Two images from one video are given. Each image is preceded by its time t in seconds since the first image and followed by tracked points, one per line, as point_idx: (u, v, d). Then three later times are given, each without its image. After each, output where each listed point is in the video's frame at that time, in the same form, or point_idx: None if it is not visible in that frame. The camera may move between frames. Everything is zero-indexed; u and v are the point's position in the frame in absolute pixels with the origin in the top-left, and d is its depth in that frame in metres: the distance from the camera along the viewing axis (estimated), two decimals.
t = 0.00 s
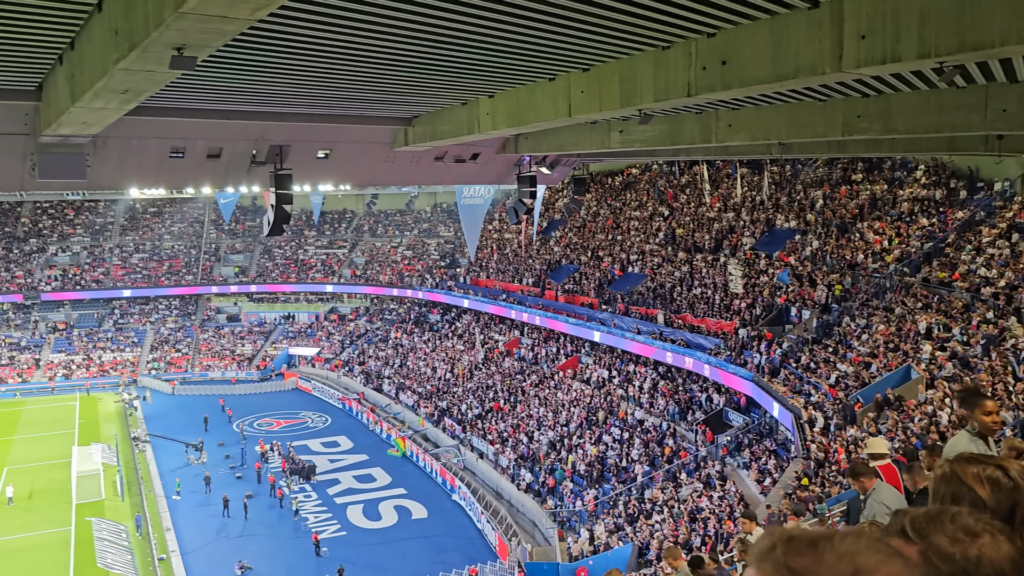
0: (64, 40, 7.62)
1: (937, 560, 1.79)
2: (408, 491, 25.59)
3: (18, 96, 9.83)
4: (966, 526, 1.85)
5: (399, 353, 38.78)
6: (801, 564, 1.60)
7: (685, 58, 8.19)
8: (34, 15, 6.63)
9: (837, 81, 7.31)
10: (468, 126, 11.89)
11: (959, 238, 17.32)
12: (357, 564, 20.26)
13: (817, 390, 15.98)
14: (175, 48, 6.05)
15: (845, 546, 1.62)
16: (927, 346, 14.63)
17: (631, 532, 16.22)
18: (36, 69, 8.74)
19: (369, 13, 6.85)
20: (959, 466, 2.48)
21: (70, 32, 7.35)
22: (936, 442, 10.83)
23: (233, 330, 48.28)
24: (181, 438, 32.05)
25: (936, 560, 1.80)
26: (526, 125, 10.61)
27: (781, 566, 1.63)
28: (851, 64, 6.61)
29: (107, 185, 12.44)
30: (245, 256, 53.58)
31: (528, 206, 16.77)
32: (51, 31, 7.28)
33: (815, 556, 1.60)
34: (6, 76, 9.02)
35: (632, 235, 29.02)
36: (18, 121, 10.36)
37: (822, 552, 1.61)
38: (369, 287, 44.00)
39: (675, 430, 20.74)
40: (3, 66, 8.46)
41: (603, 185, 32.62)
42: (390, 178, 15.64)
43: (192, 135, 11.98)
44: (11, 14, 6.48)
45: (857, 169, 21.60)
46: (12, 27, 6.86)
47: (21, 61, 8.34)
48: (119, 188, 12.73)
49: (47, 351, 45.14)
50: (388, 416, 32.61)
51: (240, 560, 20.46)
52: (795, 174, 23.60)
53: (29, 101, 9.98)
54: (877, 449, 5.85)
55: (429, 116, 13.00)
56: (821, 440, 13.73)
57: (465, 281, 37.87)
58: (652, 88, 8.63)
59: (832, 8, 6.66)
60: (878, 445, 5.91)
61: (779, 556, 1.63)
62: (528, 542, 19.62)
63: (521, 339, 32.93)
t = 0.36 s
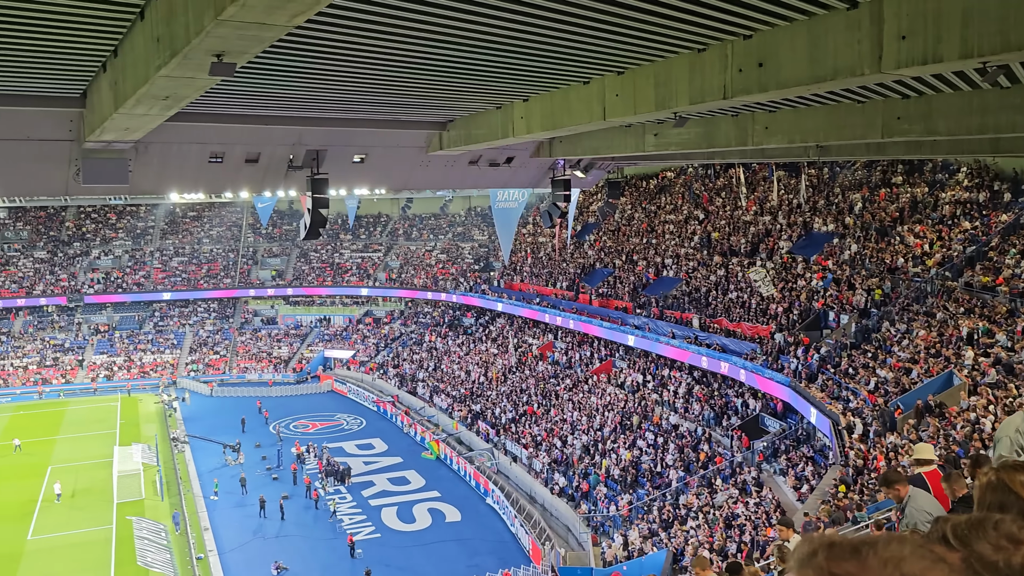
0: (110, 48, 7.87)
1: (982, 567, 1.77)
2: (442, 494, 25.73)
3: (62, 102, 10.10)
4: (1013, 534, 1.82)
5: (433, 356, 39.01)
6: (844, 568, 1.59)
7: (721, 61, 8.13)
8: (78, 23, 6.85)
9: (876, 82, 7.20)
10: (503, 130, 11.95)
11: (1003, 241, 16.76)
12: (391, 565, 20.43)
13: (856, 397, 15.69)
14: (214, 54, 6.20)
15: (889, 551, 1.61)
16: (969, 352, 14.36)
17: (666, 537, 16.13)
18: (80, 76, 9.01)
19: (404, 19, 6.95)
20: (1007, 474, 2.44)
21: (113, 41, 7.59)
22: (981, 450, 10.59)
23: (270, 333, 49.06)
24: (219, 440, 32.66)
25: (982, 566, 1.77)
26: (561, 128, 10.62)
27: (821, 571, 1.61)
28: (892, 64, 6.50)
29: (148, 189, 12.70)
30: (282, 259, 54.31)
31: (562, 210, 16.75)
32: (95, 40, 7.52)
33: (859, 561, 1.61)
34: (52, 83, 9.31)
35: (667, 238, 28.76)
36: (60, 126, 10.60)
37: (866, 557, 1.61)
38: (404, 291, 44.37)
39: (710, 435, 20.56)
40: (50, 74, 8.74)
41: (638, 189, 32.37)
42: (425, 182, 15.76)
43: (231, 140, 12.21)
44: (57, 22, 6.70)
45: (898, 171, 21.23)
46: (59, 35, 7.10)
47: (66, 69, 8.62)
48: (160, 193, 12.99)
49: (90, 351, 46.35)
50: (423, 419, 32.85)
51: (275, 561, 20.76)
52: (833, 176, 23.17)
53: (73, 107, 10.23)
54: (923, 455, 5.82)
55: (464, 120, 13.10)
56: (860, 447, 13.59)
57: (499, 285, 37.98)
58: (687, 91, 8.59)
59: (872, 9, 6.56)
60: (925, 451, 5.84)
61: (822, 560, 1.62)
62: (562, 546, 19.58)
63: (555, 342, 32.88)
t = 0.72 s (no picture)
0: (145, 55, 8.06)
1: None
2: (470, 497, 25.81)
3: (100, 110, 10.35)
4: None
5: (462, 360, 39.14)
6: (882, 572, 1.60)
7: (751, 64, 8.07)
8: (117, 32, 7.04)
9: (910, 85, 7.11)
10: (532, 135, 11.99)
11: None
12: (420, 569, 20.55)
13: (891, 404, 15.54)
14: (248, 60, 6.33)
15: (929, 556, 1.62)
16: (1007, 358, 14.10)
17: (695, 544, 16.02)
18: (117, 83, 9.24)
19: (434, 24, 7.02)
20: None
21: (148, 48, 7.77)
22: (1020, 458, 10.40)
23: (301, 336, 49.66)
24: (250, 442, 33.13)
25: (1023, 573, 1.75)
26: (590, 133, 10.62)
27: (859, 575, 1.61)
28: (926, 67, 6.42)
29: (182, 195, 12.99)
30: (312, 263, 54.88)
31: (592, 214, 16.71)
32: (131, 48, 7.71)
33: (898, 565, 1.62)
34: (92, 91, 9.57)
35: (697, 243, 28.49)
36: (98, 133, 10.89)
37: (906, 561, 1.62)
38: (433, 294, 44.61)
39: (741, 442, 20.36)
40: (90, 82, 8.99)
41: (668, 193, 32.12)
42: (454, 186, 15.87)
43: (262, 145, 12.43)
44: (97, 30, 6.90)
45: (932, 175, 21.03)
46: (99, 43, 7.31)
47: (104, 77, 8.85)
48: (193, 197, 13.29)
49: (125, 354, 47.12)
50: (451, 423, 33.03)
51: (305, 563, 20.98)
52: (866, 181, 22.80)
53: (110, 114, 10.46)
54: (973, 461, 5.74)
55: (493, 125, 13.17)
56: (894, 454, 13.45)
57: (528, 289, 38.01)
58: (717, 95, 8.54)
59: (906, 10, 6.49)
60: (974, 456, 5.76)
61: (859, 564, 1.62)
62: (591, 551, 19.49)
63: (584, 346, 32.79)
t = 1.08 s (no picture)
0: (137, 58, 7.98)
1: None
2: (491, 500, 25.86)
3: (94, 113, 10.31)
4: None
5: (483, 363, 39.21)
6: None
7: (775, 67, 8.03)
8: (98, 35, 6.95)
9: (936, 88, 7.05)
10: (554, 138, 12.00)
11: None
12: (442, 571, 20.62)
13: (915, 410, 15.45)
14: (273, 65, 6.43)
15: (954, 566, 1.62)
16: None
17: (716, 549, 15.98)
18: (118, 87, 9.24)
19: (455, 28, 7.08)
20: None
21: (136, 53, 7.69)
22: None
23: (323, 338, 50.11)
24: (273, 443, 33.46)
25: None
26: (613, 136, 10.62)
27: None
28: (953, 70, 6.38)
29: (208, 197, 13.17)
30: (335, 266, 55.29)
31: (613, 217, 16.67)
32: (119, 53, 7.62)
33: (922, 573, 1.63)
34: (110, 95, 9.68)
35: (719, 247, 28.30)
36: (96, 138, 10.93)
37: (930, 570, 1.63)
38: (455, 297, 44.76)
39: (763, 447, 20.20)
40: (93, 86, 9.01)
41: (690, 197, 31.95)
42: (476, 190, 15.94)
43: (286, 149, 12.62)
44: (79, 32, 6.84)
45: (959, 179, 20.65)
46: (82, 46, 7.25)
47: (102, 81, 8.85)
48: (219, 201, 13.46)
49: (150, 355, 47.60)
50: (472, 425, 33.12)
51: (327, 564, 21.13)
52: (891, 184, 22.54)
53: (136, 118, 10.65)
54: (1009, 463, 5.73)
55: (515, 129, 13.21)
56: (918, 461, 13.35)
57: (549, 292, 38.01)
58: (741, 98, 8.51)
59: (932, 13, 6.45)
60: (1011, 457, 5.69)
61: (884, 572, 1.64)
62: (611, 556, 19.41)
63: (605, 350, 32.71)
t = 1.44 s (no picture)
0: (134, 61, 7.97)
1: None
2: (510, 502, 25.90)
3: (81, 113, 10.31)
4: None
5: (503, 364, 39.26)
6: None
7: (799, 69, 7.99)
8: (98, 34, 6.95)
9: (963, 90, 6.98)
10: (576, 140, 12.02)
11: None
12: (462, 572, 20.70)
13: (940, 415, 15.28)
14: (297, 66, 6.51)
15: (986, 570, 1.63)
16: None
17: (736, 554, 15.89)
18: (107, 89, 9.23)
19: (478, 30, 7.13)
20: None
21: (132, 56, 7.68)
22: None
23: (344, 339, 50.52)
24: (294, 442, 33.74)
25: None
26: (634, 138, 10.59)
27: None
28: (980, 72, 6.32)
29: (232, 197, 13.34)
30: (356, 267, 55.70)
31: (635, 219, 16.62)
32: (117, 54, 7.61)
33: None
34: (101, 95, 9.61)
35: (741, 249, 28.09)
36: (104, 138, 11.00)
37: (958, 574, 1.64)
38: (475, 298, 44.89)
39: (784, 451, 20.03)
40: (84, 86, 8.98)
41: (712, 199, 31.76)
42: (497, 192, 15.97)
43: (309, 151, 12.74)
44: (79, 32, 6.85)
45: (986, 181, 20.15)
46: (80, 46, 7.25)
47: (92, 82, 8.82)
48: (242, 201, 13.62)
49: (174, 354, 48.40)
50: (492, 427, 33.16)
51: (347, 563, 21.26)
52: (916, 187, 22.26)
53: (163, 120, 10.88)
54: None
55: (537, 131, 13.25)
56: (943, 467, 13.24)
57: (569, 294, 37.98)
58: (764, 100, 8.46)
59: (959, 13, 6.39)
60: None
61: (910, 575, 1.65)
62: (630, 559, 19.32)
63: (626, 352, 32.61)
